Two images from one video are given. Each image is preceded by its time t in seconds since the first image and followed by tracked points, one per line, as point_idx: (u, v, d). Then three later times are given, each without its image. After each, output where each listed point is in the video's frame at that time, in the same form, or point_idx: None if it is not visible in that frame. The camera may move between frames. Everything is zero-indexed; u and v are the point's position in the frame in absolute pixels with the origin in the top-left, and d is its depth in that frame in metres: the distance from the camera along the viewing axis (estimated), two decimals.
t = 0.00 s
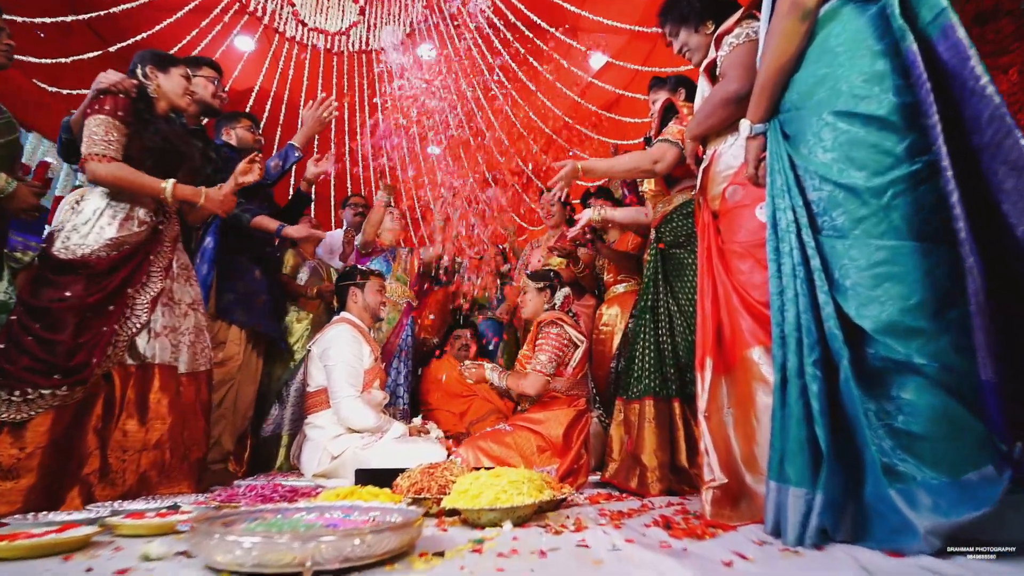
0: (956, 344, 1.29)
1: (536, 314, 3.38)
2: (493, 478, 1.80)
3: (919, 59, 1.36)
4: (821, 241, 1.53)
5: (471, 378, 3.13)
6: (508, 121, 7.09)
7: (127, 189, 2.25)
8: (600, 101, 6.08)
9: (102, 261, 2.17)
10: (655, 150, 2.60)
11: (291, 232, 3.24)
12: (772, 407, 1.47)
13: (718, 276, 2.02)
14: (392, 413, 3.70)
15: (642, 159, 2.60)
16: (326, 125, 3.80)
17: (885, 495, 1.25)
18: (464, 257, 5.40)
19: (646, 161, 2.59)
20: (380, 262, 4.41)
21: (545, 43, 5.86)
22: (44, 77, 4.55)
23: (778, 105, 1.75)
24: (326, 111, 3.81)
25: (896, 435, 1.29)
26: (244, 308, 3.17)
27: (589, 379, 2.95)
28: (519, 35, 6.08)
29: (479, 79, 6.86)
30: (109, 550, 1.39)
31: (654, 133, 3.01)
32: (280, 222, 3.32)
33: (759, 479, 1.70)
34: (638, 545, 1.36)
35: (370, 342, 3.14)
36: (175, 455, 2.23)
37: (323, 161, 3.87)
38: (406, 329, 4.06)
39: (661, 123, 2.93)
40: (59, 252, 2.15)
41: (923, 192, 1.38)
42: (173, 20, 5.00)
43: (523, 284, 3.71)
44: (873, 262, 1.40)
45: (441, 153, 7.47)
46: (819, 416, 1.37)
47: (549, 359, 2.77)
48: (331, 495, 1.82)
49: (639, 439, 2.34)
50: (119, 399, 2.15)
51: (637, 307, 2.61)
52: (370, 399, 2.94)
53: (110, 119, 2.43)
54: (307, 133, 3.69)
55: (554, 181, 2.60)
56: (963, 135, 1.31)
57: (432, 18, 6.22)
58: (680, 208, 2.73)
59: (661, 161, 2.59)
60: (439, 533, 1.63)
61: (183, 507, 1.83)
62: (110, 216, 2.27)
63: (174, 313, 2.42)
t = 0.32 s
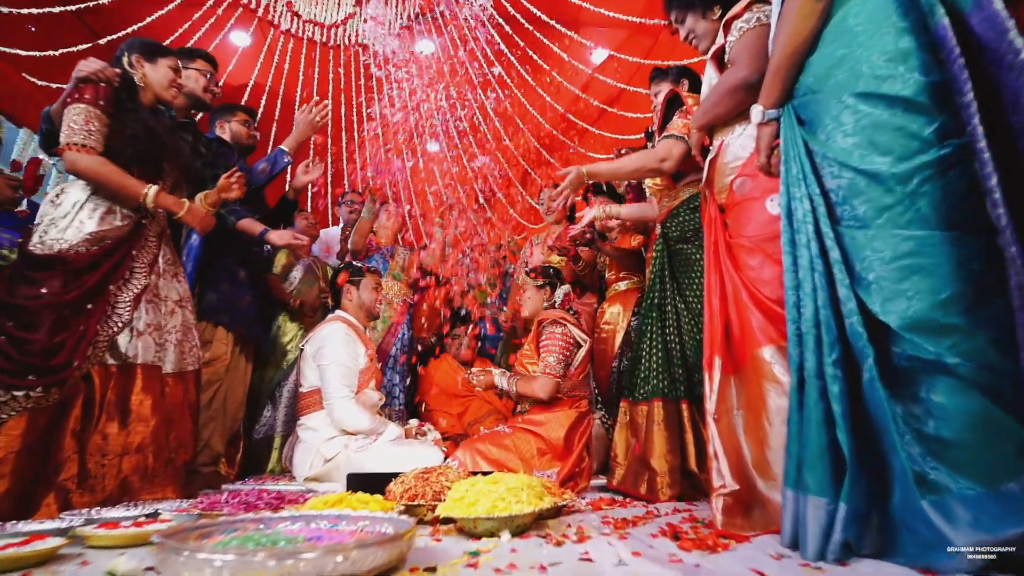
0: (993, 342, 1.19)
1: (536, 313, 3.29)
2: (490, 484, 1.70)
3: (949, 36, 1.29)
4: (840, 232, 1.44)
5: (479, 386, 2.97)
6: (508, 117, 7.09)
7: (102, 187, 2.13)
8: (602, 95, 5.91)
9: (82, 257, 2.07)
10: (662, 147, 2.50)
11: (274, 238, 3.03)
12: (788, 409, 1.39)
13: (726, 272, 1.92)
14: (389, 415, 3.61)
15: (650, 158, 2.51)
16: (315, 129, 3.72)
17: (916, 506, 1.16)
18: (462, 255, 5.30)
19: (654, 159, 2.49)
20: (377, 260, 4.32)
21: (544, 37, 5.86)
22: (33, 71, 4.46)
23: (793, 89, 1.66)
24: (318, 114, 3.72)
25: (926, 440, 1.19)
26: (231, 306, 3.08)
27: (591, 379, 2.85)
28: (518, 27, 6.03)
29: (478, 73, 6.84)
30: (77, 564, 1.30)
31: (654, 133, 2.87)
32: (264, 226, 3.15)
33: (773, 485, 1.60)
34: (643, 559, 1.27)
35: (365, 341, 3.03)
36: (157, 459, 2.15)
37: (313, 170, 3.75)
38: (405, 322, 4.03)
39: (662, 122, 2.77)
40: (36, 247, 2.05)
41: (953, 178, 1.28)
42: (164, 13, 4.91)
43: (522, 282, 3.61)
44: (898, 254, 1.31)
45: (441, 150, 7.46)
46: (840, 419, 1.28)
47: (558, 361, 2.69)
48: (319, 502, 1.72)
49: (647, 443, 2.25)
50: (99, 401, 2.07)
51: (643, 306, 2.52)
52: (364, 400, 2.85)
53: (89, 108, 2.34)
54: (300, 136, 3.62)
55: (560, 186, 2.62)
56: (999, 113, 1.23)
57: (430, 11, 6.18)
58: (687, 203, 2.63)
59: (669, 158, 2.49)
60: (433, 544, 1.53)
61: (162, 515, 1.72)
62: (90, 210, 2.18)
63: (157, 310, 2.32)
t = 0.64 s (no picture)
0: None
1: (536, 312, 3.20)
2: (486, 491, 1.60)
3: (984, 8, 1.19)
4: (861, 222, 1.34)
5: (487, 390, 2.92)
6: (508, 115, 7.07)
7: (78, 179, 2.03)
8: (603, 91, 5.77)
9: (61, 252, 1.96)
10: (668, 142, 2.41)
11: (258, 241, 2.89)
12: (806, 411, 1.30)
13: (734, 268, 1.83)
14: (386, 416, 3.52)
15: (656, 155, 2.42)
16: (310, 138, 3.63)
17: (951, 516, 1.07)
18: (460, 254, 5.21)
19: (660, 155, 2.41)
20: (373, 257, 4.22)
21: (545, 30, 5.78)
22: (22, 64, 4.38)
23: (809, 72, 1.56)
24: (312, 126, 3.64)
25: (959, 444, 1.11)
26: (217, 303, 2.99)
27: (594, 380, 2.75)
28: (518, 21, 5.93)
29: (477, 68, 6.78)
30: None
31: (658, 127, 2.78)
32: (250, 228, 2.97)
33: (787, 492, 1.51)
34: None
35: (360, 340, 2.93)
36: (140, 463, 2.08)
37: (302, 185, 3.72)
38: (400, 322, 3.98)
39: (666, 115, 2.67)
40: (10, 241, 1.95)
41: (988, 163, 1.19)
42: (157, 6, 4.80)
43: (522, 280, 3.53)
44: (927, 245, 1.21)
45: (440, 149, 7.58)
46: (865, 424, 1.18)
47: (565, 362, 2.57)
48: (305, 510, 1.63)
49: (653, 446, 2.16)
50: (77, 403, 1.97)
51: (647, 303, 2.42)
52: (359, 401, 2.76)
53: (72, 96, 2.24)
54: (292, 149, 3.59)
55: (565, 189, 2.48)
56: None
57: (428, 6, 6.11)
58: (692, 197, 2.53)
59: (676, 154, 2.41)
60: (425, 556, 1.44)
61: (140, 525, 1.62)
62: (69, 203, 2.08)
63: (141, 308, 2.24)
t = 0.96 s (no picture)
0: None
1: (536, 311, 3.10)
2: (482, 499, 1.51)
3: None
4: (883, 211, 1.25)
5: (489, 392, 2.84)
6: (508, 110, 6.94)
7: (64, 174, 1.95)
8: (607, 85, 5.70)
9: (36, 248, 1.89)
10: (674, 135, 2.30)
11: (243, 245, 2.81)
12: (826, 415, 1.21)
13: (743, 262, 1.73)
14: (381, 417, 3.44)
15: (663, 150, 2.29)
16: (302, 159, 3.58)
17: (989, 529, 0.98)
18: (459, 253, 5.12)
19: (668, 149, 2.28)
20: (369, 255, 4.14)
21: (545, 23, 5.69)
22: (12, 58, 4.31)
23: (822, 54, 1.48)
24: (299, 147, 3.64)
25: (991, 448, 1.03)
26: (200, 304, 2.90)
27: (597, 380, 2.65)
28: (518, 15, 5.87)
29: (477, 63, 6.75)
30: None
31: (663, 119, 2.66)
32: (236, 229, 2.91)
33: (802, 499, 1.42)
34: None
35: (354, 338, 2.84)
36: (122, 468, 2.00)
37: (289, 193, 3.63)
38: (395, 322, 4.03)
39: (672, 108, 2.56)
40: None
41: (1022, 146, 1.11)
42: None
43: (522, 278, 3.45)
44: (959, 235, 1.12)
45: (438, 146, 7.45)
46: (893, 429, 1.09)
47: (567, 361, 2.48)
48: (290, 517, 1.54)
49: (657, 449, 2.07)
50: (55, 404, 1.89)
51: (652, 301, 2.32)
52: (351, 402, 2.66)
53: (54, 85, 2.14)
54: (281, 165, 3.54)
55: (571, 191, 2.32)
56: None
57: None
58: (697, 190, 2.43)
59: (684, 145, 2.28)
60: (418, 568, 1.37)
61: (115, 534, 1.53)
62: (46, 195, 2.00)
63: (124, 306, 2.16)
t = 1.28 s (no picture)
0: None
1: (537, 309, 3.02)
2: (478, 507, 1.42)
3: None
4: (908, 200, 1.17)
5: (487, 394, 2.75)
6: (507, 106, 6.92)
7: (45, 171, 1.89)
8: (607, 80, 5.57)
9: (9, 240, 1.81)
10: (682, 128, 2.18)
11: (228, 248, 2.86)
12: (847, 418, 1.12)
13: (752, 256, 1.64)
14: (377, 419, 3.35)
15: (671, 143, 2.18)
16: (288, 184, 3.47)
17: None
18: (458, 251, 5.04)
19: (677, 142, 2.17)
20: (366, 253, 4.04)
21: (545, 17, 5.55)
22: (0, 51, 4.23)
23: (836, 37, 1.40)
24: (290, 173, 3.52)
25: None
26: (183, 303, 2.84)
27: (599, 381, 2.56)
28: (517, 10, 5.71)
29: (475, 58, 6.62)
30: None
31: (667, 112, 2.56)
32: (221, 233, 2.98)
33: (817, 507, 1.33)
34: None
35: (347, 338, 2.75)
36: (103, 473, 1.92)
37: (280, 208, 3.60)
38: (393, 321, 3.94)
39: (676, 99, 2.46)
40: None
41: None
42: None
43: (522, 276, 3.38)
44: (993, 224, 1.04)
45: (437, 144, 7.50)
46: (923, 434, 1.00)
47: (569, 361, 2.39)
48: (276, 525, 1.46)
49: (661, 452, 1.98)
50: (31, 404, 1.81)
51: (656, 299, 2.23)
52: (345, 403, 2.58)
53: (35, 74, 2.02)
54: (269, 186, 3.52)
55: (578, 194, 2.31)
56: None
57: None
58: (703, 183, 2.34)
59: (693, 138, 2.17)
60: None
61: (89, 543, 1.45)
62: (21, 187, 1.92)
63: (104, 302, 2.07)
